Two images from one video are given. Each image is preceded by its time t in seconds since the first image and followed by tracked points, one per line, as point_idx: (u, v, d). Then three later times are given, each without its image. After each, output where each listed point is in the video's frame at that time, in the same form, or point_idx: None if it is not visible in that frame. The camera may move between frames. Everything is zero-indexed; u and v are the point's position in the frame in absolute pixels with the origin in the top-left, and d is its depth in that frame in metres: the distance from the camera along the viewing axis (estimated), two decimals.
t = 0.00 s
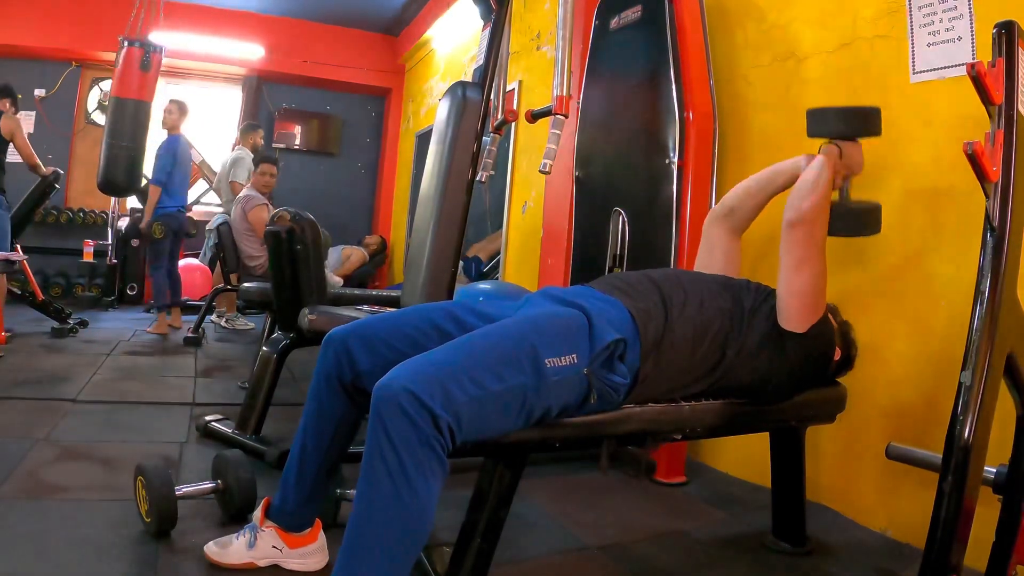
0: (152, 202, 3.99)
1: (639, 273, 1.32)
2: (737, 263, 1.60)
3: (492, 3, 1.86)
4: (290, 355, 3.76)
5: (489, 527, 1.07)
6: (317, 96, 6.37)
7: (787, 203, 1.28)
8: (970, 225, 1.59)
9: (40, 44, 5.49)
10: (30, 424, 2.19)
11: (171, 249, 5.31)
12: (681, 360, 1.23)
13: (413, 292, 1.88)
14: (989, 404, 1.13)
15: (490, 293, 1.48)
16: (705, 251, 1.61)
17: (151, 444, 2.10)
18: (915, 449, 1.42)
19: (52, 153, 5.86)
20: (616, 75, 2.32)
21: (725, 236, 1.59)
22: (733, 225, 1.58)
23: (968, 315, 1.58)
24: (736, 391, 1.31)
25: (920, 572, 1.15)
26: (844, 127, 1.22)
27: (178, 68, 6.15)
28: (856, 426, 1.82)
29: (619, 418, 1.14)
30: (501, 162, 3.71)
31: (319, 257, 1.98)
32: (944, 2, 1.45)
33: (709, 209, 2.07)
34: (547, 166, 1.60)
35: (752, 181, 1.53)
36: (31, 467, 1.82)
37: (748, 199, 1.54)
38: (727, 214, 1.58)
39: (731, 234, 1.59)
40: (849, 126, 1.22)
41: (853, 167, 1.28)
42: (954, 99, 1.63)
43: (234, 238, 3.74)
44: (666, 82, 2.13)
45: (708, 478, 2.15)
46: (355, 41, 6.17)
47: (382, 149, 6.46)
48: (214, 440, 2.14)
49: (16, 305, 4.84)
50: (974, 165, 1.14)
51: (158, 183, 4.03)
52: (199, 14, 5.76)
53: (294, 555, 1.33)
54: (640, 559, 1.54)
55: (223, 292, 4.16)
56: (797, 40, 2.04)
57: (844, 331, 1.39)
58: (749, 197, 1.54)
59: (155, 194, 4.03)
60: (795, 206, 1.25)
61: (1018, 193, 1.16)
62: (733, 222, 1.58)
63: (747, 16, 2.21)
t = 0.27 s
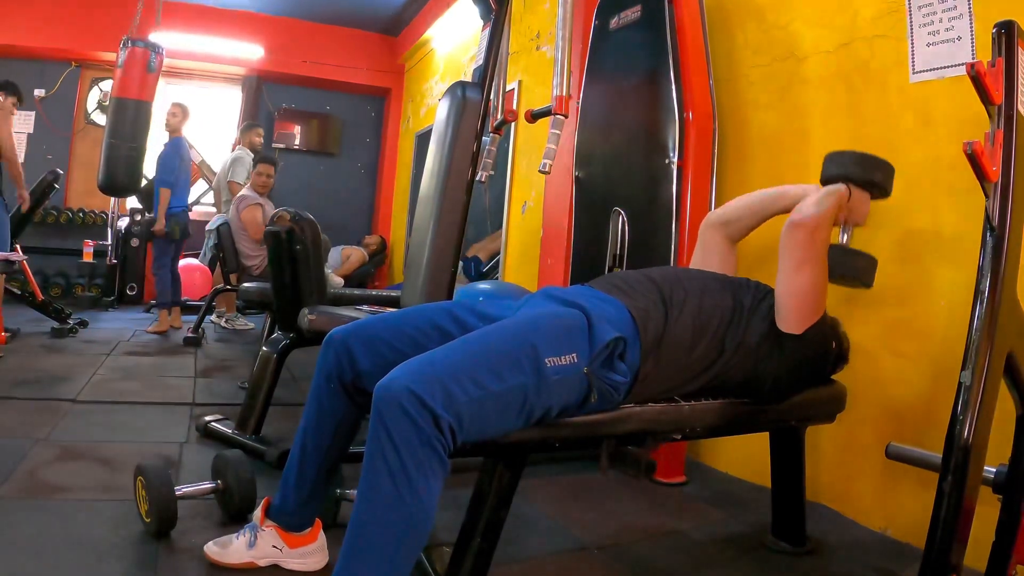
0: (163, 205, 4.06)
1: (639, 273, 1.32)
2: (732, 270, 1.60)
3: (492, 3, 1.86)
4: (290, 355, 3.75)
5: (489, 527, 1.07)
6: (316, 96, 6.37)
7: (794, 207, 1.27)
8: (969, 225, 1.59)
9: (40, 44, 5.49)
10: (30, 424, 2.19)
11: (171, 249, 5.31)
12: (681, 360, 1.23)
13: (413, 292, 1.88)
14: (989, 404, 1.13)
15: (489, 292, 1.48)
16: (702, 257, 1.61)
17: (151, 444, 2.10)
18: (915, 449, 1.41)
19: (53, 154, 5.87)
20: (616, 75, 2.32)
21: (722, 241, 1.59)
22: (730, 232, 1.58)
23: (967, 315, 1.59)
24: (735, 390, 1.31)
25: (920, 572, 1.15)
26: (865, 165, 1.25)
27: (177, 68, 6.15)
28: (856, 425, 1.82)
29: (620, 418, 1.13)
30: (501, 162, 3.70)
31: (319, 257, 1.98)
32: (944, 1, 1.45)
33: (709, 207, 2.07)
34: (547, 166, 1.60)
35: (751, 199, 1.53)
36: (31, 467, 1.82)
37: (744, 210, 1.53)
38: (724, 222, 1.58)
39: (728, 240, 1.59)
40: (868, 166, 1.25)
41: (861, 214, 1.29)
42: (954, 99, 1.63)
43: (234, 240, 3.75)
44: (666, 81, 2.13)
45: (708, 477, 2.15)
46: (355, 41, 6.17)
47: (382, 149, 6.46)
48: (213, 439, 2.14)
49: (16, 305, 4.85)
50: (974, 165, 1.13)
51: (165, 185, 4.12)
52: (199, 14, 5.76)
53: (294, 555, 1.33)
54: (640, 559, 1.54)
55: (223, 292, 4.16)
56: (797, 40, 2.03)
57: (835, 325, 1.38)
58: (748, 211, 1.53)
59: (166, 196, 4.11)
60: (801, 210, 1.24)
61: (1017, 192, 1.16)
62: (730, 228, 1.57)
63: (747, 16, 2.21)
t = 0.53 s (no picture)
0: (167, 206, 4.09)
1: (640, 273, 1.32)
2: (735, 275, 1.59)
3: (492, 3, 1.86)
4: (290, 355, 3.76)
5: (489, 527, 1.06)
6: (316, 96, 6.37)
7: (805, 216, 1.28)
8: (969, 226, 1.59)
9: (40, 44, 5.49)
10: (31, 424, 2.19)
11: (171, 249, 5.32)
12: (682, 361, 1.23)
13: (413, 293, 1.88)
14: (989, 404, 1.13)
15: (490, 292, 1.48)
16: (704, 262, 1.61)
17: (151, 444, 2.10)
18: (915, 449, 1.41)
19: (53, 154, 5.87)
20: (616, 75, 2.32)
21: (724, 247, 1.59)
22: (734, 239, 1.58)
23: (967, 316, 1.59)
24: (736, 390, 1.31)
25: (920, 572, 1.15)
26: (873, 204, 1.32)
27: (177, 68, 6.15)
28: (856, 425, 1.82)
29: (620, 418, 1.13)
30: (501, 162, 3.70)
31: (319, 257, 1.99)
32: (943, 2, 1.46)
33: (709, 206, 2.07)
34: (547, 166, 1.59)
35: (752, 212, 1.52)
36: (31, 467, 1.82)
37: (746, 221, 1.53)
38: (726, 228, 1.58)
39: (730, 245, 1.59)
40: (876, 207, 1.32)
41: (862, 252, 1.32)
42: (954, 99, 1.63)
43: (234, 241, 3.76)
44: (666, 81, 2.13)
45: (708, 477, 2.15)
46: (355, 41, 6.17)
47: (381, 149, 6.46)
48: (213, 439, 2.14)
49: (16, 305, 4.85)
50: (974, 165, 1.13)
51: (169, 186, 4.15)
52: (199, 14, 5.76)
53: (294, 554, 1.33)
54: (640, 559, 1.54)
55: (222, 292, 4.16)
56: (797, 40, 2.03)
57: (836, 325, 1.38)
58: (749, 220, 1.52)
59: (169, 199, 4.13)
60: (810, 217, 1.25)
61: (1017, 192, 1.16)
62: (733, 235, 1.57)
63: (747, 16, 2.21)
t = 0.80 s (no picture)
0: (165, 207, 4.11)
1: (641, 274, 1.32)
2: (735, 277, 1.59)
3: (492, 3, 1.86)
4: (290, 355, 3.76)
5: (489, 527, 1.07)
6: (316, 96, 6.37)
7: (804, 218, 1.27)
8: (969, 226, 1.59)
9: (39, 44, 5.49)
10: (31, 424, 2.19)
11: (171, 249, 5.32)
12: (682, 362, 1.23)
13: (413, 293, 1.88)
14: (989, 404, 1.13)
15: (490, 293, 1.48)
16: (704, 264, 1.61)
17: (152, 444, 2.10)
18: (915, 449, 1.41)
19: (53, 154, 5.87)
20: (616, 75, 2.32)
21: (723, 249, 1.59)
22: (734, 241, 1.57)
23: (967, 316, 1.59)
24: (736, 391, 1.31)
25: (920, 572, 1.15)
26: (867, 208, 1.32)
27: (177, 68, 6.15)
28: (856, 426, 1.82)
29: (621, 419, 1.13)
30: (501, 162, 3.70)
31: (319, 257, 1.99)
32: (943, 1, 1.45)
33: (709, 206, 2.07)
34: (547, 166, 1.59)
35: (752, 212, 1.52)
36: (31, 467, 1.82)
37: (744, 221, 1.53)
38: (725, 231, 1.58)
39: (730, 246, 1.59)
40: (871, 210, 1.32)
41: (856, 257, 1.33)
42: (954, 99, 1.63)
43: (234, 241, 3.75)
44: (666, 81, 2.13)
45: (708, 477, 2.15)
46: (355, 41, 6.16)
47: (381, 148, 6.46)
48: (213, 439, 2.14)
49: (16, 305, 4.85)
50: (974, 165, 1.13)
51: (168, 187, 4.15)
52: (199, 14, 5.75)
53: (294, 554, 1.33)
54: (640, 559, 1.54)
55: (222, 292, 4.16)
56: (797, 40, 2.03)
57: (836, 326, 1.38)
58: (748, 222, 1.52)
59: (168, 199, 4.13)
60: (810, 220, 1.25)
61: (1017, 192, 1.16)
62: (732, 236, 1.57)
63: (747, 16, 2.21)
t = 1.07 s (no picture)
0: (155, 207, 4.18)
1: (641, 275, 1.33)
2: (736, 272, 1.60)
3: (492, 3, 1.86)
4: (290, 355, 3.76)
5: (489, 528, 1.07)
6: (316, 96, 6.37)
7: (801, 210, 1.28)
8: (969, 226, 1.59)
9: (40, 44, 5.49)
10: (31, 424, 2.19)
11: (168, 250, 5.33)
12: (683, 362, 1.23)
13: (413, 292, 1.88)
14: (989, 404, 1.13)
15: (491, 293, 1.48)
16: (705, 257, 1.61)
17: (152, 445, 2.10)
18: (915, 449, 1.41)
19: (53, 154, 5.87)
20: (616, 74, 2.32)
21: (725, 242, 1.59)
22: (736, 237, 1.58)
23: (967, 316, 1.59)
24: (736, 391, 1.31)
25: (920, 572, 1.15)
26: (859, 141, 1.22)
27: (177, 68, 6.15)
28: (856, 426, 1.82)
29: (621, 419, 1.13)
30: (501, 162, 3.70)
31: (319, 257, 1.99)
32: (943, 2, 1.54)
33: (709, 205, 2.07)
34: (547, 166, 1.59)
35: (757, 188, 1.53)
36: (31, 467, 1.82)
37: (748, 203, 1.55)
38: (726, 222, 1.58)
39: (732, 241, 1.59)
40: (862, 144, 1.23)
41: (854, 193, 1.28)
42: (954, 99, 1.63)
43: (234, 240, 3.75)
44: (666, 81, 2.13)
45: (708, 477, 2.15)
46: (354, 41, 6.16)
47: (381, 148, 6.46)
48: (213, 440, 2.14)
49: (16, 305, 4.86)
50: (974, 165, 1.13)
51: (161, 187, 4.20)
52: (199, 14, 5.75)
53: (294, 555, 1.33)
54: (640, 559, 1.54)
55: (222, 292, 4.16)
56: (797, 40, 2.03)
57: (836, 326, 1.38)
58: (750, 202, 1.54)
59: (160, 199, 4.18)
60: (809, 217, 1.26)
61: (1017, 192, 1.16)
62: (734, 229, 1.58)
63: (747, 16, 2.21)
